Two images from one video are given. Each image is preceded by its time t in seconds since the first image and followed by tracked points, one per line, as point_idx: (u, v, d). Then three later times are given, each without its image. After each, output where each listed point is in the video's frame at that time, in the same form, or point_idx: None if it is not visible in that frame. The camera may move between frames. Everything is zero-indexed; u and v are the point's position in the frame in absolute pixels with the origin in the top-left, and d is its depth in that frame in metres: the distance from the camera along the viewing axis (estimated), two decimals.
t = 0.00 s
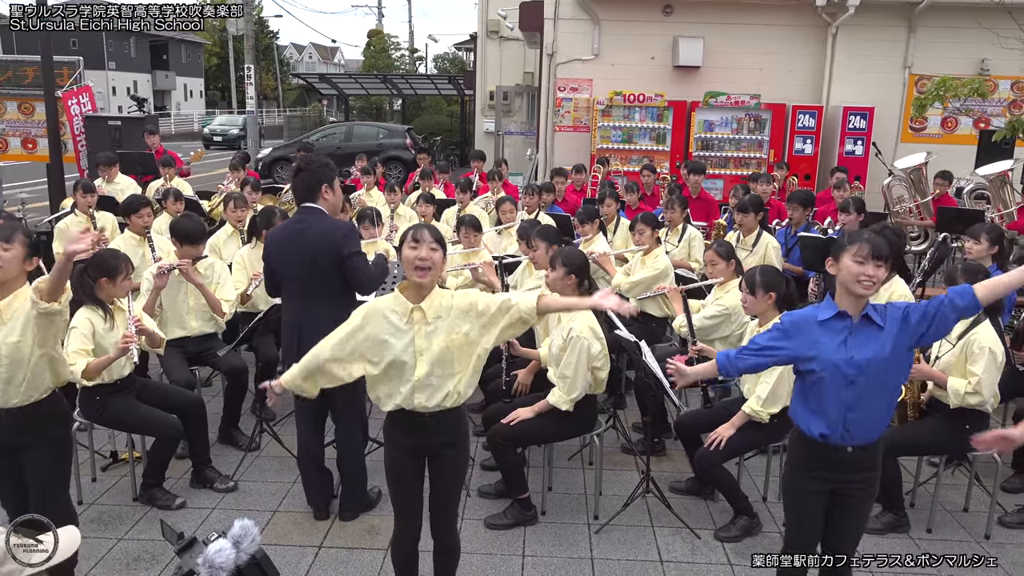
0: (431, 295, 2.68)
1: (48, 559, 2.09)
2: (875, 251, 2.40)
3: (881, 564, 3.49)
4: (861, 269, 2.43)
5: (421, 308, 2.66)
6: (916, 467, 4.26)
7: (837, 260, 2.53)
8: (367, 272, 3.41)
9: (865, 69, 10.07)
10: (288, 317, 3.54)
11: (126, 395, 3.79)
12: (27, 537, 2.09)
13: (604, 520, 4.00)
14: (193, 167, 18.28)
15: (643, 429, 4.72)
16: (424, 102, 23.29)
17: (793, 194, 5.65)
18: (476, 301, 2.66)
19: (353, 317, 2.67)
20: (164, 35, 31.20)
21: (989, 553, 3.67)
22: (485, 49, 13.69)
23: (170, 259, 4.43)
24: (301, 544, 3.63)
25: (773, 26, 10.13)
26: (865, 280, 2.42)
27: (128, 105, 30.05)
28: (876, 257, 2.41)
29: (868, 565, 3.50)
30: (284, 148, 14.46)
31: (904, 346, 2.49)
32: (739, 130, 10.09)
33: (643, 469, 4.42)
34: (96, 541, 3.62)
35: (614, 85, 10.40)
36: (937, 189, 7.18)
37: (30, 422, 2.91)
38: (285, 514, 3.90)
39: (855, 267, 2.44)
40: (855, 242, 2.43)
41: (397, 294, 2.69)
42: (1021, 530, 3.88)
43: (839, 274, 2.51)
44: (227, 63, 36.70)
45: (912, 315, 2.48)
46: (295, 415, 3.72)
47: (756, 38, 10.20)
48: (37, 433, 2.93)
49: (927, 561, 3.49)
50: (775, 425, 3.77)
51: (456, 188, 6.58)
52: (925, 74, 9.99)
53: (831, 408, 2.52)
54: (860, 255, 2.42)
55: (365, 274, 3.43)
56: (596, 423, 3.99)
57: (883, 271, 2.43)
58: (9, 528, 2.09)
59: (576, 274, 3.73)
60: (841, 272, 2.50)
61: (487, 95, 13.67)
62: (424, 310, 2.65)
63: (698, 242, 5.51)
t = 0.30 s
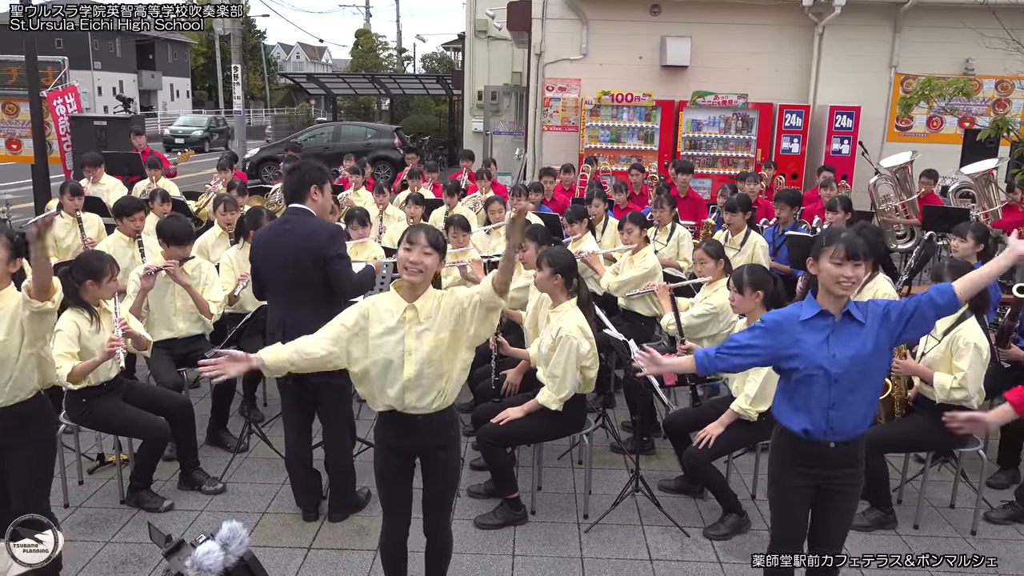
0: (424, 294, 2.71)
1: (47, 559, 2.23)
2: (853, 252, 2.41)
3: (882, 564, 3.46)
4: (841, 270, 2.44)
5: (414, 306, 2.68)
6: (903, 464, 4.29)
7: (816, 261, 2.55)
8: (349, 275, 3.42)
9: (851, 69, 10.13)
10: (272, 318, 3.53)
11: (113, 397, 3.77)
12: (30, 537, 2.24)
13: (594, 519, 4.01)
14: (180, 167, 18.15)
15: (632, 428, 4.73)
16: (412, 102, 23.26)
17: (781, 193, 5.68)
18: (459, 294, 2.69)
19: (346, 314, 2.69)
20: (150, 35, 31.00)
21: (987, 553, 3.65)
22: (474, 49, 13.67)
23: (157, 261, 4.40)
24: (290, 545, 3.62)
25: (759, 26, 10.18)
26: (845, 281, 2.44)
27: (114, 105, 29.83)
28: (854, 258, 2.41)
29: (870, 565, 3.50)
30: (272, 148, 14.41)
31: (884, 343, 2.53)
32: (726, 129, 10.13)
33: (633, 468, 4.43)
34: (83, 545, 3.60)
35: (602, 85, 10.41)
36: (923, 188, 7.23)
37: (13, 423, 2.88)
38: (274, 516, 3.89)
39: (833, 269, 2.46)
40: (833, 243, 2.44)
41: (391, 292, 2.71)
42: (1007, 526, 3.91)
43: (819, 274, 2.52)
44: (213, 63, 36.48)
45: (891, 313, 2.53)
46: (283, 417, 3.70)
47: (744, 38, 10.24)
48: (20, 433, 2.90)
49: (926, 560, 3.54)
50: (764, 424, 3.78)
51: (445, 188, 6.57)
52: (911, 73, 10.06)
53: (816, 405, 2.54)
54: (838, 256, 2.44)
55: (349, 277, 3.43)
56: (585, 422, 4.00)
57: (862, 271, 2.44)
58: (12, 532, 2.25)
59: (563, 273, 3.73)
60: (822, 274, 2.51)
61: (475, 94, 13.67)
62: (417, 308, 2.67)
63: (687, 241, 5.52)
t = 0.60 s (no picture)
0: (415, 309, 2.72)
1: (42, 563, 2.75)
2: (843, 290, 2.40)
3: (880, 564, 3.49)
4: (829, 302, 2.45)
5: (406, 322, 2.69)
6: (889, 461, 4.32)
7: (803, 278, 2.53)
8: (337, 277, 3.41)
9: (837, 68, 10.19)
10: (257, 319, 3.50)
11: (99, 400, 3.74)
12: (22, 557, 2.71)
13: (583, 518, 4.01)
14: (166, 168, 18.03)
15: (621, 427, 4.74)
16: (399, 101, 23.22)
17: (767, 192, 5.70)
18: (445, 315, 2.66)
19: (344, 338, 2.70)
20: (134, 35, 30.79)
21: (983, 552, 3.65)
22: (460, 49, 13.66)
23: (143, 261, 4.37)
24: (278, 547, 3.60)
25: (745, 25, 10.22)
26: (826, 304, 2.47)
27: (98, 105, 29.60)
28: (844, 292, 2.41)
29: (869, 564, 3.52)
30: (258, 148, 14.35)
31: (863, 360, 2.61)
32: (713, 129, 10.18)
33: (621, 467, 4.44)
34: (69, 548, 3.57)
35: (589, 84, 10.42)
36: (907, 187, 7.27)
37: None
38: (262, 518, 3.87)
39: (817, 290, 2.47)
40: (826, 270, 2.41)
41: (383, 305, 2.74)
42: (992, 521, 3.94)
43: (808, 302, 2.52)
44: (199, 63, 36.25)
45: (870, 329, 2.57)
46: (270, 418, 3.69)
47: (730, 38, 10.28)
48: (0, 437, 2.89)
49: (926, 560, 3.53)
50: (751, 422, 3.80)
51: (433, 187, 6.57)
52: (895, 73, 10.13)
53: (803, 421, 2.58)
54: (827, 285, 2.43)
55: (337, 279, 3.42)
56: (573, 421, 4.00)
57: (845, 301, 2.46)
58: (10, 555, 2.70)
59: (550, 274, 3.74)
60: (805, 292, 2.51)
61: (463, 94, 13.64)
62: (409, 322, 2.69)
63: (674, 241, 5.54)
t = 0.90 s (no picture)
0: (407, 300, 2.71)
1: None
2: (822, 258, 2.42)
3: (882, 564, 3.52)
4: (810, 273, 2.47)
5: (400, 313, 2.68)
6: (873, 457, 4.35)
7: (784, 257, 2.56)
8: (329, 275, 3.40)
9: (821, 68, 10.25)
10: (244, 321, 3.47)
11: (82, 402, 3.71)
12: None
13: (570, 517, 4.02)
14: (149, 168, 17.88)
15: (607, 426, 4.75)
16: (385, 102, 23.16)
17: (752, 190, 5.73)
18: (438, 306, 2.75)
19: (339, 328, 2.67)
20: (117, 34, 30.54)
21: (986, 552, 3.65)
22: (446, 49, 13.65)
23: (126, 263, 4.34)
24: (265, 549, 3.58)
25: (730, 25, 10.27)
26: (810, 280, 2.47)
27: (80, 105, 29.33)
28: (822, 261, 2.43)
29: (870, 564, 3.53)
30: (243, 148, 14.27)
31: (851, 340, 2.63)
32: (698, 128, 10.22)
33: (608, 466, 4.44)
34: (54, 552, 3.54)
35: (575, 84, 10.44)
36: (890, 185, 7.33)
37: None
38: (248, 520, 3.85)
39: (800, 267, 2.48)
40: (803, 244, 2.44)
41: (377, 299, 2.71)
42: (975, 516, 3.99)
43: (790, 280, 2.54)
44: (183, 62, 35.99)
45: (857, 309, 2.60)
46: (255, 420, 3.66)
47: (715, 37, 10.33)
48: None
49: (926, 560, 3.55)
50: (737, 420, 3.82)
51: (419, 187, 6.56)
52: (878, 72, 10.21)
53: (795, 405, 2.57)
54: (806, 256, 2.45)
55: (329, 278, 3.42)
56: (561, 420, 4.01)
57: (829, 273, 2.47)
58: None
59: (536, 273, 3.74)
60: (788, 272, 2.54)
61: (448, 94, 13.62)
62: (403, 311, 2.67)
63: (660, 240, 5.56)
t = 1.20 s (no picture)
0: (399, 298, 2.67)
1: None
2: (801, 235, 2.46)
3: (881, 564, 3.51)
4: (792, 251, 2.48)
5: (389, 310, 2.64)
6: (859, 455, 4.38)
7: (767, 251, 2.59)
8: (318, 275, 3.39)
9: (806, 68, 10.30)
10: (230, 321, 3.45)
11: (68, 404, 3.68)
12: None
13: (559, 516, 4.02)
14: (134, 169, 17.74)
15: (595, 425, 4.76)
16: (371, 101, 23.11)
17: (739, 190, 5.75)
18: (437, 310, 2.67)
19: (321, 321, 2.61)
20: (101, 34, 30.31)
21: (986, 552, 3.64)
22: (433, 48, 13.63)
23: (111, 264, 4.30)
24: (252, 551, 3.57)
25: (716, 25, 10.31)
26: (798, 260, 2.47)
27: (64, 105, 29.09)
28: (802, 239, 2.46)
29: (869, 564, 3.53)
30: (229, 148, 14.20)
31: (837, 336, 2.65)
32: (684, 128, 10.26)
33: (596, 465, 4.45)
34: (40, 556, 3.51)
35: (562, 84, 10.45)
36: (875, 184, 7.38)
37: None
38: (235, 522, 3.83)
39: (784, 252, 2.50)
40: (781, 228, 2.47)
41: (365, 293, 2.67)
42: (960, 512, 4.02)
43: (773, 267, 2.56)
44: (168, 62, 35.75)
45: (845, 304, 2.62)
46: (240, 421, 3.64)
47: (700, 37, 10.36)
48: None
49: (925, 560, 3.52)
50: (723, 418, 3.84)
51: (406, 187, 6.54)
52: (863, 72, 10.28)
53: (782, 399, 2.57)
54: (786, 239, 2.48)
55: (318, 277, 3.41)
56: (549, 420, 4.01)
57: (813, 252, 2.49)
58: None
59: (524, 273, 3.72)
60: (774, 262, 2.55)
61: (435, 93, 13.59)
62: (393, 312, 2.64)
63: (647, 239, 5.57)
